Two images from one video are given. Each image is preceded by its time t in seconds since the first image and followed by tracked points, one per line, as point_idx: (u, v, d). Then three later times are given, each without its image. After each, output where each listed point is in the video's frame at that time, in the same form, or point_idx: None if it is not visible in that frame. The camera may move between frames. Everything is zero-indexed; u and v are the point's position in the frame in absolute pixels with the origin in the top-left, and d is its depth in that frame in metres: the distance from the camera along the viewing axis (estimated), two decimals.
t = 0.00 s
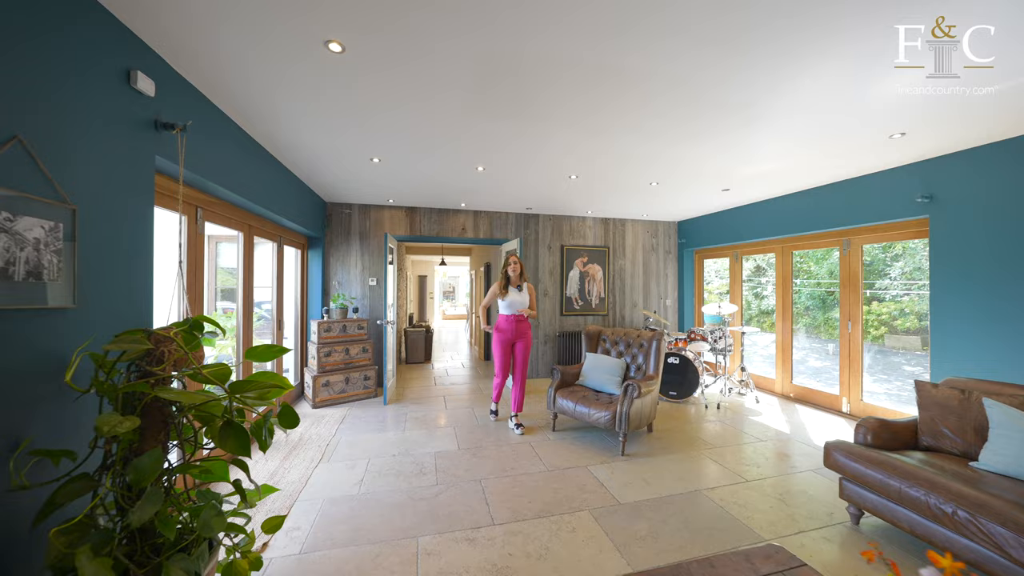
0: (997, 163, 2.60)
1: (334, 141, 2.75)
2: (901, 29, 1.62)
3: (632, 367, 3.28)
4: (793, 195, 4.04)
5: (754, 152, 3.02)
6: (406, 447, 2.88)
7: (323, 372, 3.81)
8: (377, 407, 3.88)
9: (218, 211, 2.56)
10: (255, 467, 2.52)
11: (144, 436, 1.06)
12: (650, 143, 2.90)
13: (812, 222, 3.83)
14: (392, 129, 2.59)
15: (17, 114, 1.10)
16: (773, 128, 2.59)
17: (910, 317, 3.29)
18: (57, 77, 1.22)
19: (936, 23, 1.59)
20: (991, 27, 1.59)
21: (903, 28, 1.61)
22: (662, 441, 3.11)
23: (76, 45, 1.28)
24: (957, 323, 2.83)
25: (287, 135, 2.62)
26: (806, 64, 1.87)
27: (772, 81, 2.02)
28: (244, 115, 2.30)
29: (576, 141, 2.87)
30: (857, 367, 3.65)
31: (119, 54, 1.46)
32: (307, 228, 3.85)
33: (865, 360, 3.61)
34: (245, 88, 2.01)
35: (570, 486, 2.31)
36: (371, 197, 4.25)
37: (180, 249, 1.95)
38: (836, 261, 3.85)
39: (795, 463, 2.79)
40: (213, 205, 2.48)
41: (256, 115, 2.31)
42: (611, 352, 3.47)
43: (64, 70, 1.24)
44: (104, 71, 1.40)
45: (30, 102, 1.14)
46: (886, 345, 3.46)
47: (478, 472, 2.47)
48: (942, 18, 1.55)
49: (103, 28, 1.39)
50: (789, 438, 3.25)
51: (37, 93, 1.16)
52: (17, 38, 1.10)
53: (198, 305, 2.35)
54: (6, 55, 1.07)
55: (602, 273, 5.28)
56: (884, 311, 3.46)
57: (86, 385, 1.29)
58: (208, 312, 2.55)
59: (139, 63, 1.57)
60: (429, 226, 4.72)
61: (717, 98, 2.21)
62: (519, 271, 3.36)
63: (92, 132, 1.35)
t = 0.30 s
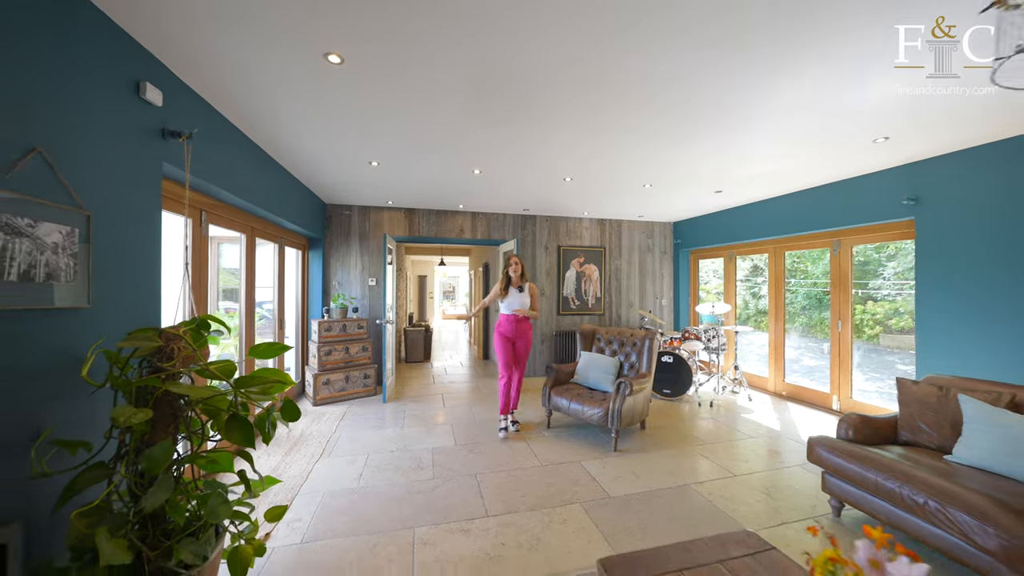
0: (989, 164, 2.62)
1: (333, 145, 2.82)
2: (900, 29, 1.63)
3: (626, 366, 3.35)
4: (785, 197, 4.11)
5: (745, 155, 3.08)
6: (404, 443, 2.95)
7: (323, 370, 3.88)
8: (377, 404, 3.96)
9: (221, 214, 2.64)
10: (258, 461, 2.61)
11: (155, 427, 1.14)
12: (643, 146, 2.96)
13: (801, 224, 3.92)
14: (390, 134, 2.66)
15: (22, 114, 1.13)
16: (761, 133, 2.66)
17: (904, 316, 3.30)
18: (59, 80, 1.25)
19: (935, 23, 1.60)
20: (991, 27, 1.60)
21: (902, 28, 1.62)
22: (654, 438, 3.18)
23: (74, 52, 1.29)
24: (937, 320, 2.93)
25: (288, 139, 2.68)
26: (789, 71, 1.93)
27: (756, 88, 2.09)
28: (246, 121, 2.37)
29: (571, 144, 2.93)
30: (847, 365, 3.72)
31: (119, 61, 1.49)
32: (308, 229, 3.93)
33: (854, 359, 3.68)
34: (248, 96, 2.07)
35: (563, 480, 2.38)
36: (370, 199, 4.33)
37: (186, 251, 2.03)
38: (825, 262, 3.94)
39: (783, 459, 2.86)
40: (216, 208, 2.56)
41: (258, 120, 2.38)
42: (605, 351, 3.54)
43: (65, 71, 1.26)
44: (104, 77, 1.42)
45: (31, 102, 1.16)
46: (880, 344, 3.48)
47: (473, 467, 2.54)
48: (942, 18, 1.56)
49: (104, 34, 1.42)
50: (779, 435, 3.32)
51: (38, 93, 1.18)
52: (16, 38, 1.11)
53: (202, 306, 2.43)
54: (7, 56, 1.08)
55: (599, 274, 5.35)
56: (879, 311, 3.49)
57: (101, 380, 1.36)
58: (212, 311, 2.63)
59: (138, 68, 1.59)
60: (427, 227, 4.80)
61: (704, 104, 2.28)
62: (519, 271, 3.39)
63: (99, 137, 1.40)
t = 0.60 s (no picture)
0: (980, 164, 2.67)
1: (333, 149, 2.92)
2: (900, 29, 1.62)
3: (617, 363, 3.44)
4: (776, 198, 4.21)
5: (732, 158, 3.17)
6: (401, 437, 3.05)
7: (323, 367, 3.98)
8: (375, 401, 4.05)
9: (224, 216, 2.75)
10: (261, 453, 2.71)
11: (164, 414, 1.23)
12: (632, 149, 3.04)
13: (790, 224, 4.04)
14: (388, 138, 2.76)
15: (28, 114, 1.20)
16: (746, 136, 2.74)
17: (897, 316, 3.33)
18: (59, 80, 1.30)
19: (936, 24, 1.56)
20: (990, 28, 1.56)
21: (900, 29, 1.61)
22: (644, 432, 3.27)
23: (74, 53, 1.35)
24: (930, 320, 2.96)
25: (289, 143, 2.78)
26: (772, 76, 1.99)
27: (742, 91, 2.15)
28: (249, 125, 2.47)
29: (563, 148, 3.02)
30: (833, 363, 3.81)
31: (119, 64, 1.54)
32: (308, 230, 4.02)
33: (840, 356, 3.77)
34: (250, 102, 2.17)
35: (553, 472, 2.47)
36: (369, 200, 4.43)
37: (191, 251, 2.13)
38: (813, 262, 4.03)
39: (768, 453, 2.96)
40: (220, 210, 2.67)
41: (261, 125, 2.47)
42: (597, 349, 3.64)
43: (64, 78, 1.31)
44: (104, 77, 1.48)
45: (31, 102, 1.21)
46: (873, 344, 3.50)
47: (467, 459, 2.63)
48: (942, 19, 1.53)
49: (104, 39, 1.48)
50: (765, 431, 3.41)
51: (37, 93, 1.22)
52: (16, 37, 1.16)
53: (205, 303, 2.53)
54: (8, 56, 1.13)
55: (594, 273, 5.44)
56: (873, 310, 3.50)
57: (114, 369, 1.46)
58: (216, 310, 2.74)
59: (138, 70, 1.65)
60: (425, 228, 4.90)
61: (688, 109, 2.37)
62: (517, 271, 3.47)
63: (104, 142, 1.48)
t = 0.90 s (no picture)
0: (954, 170, 2.79)
1: (333, 153, 3.02)
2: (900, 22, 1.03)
3: (608, 360, 3.55)
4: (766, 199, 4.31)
5: (720, 162, 3.26)
6: (398, 432, 3.15)
7: (323, 365, 4.08)
8: (375, 398, 4.16)
9: (228, 218, 2.86)
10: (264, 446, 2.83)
11: (176, 402, 1.34)
12: (622, 155, 3.14)
13: (778, 226, 4.15)
14: (386, 143, 2.87)
15: (32, 120, 1.23)
16: (731, 142, 2.83)
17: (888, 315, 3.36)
18: (75, 92, 1.38)
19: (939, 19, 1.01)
20: None
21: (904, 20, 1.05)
22: (634, 428, 3.37)
23: (82, 60, 1.40)
24: (919, 321, 2.98)
25: (290, 148, 2.87)
26: (766, 81, 2.00)
27: (738, 94, 2.14)
28: (251, 132, 2.56)
29: (555, 153, 3.12)
30: (819, 360, 3.92)
31: (119, 68, 1.57)
32: (309, 232, 4.14)
33: (826, 354, 3.88)
34: (252, 110, 2.26)
35: (543, 464, 2.57)
36: (368, 202, 4.53)
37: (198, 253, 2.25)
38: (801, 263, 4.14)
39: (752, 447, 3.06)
40: (224, 212, 2.78)
41: (263, 131, 2.57)
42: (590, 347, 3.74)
43: (64, 87, 1.33)
44: (118, 90, 1.57)
45: (50, 113, 1.29)
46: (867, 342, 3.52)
47: (461, 453, 2.73)
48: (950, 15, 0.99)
49: (103, 44, 1.50)
50: (753, 426, 3.51)
51: (60, 107, 1.32)
52: (16, 38, 1.17)
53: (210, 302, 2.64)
54: (6, 68, 1.14)
55: (589, 273, 5.54)
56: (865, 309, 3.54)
57: (130, 361, 1.57)
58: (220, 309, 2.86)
59: (138, 73, 1.68)
60: (423, 229, 5.00)
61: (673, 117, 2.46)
62: (516, 270, 3.55)
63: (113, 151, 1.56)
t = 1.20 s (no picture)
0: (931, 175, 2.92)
1: (334, 158, 3.14)
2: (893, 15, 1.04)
3: (601, 358, 3.66)
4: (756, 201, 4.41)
5: (708, 166, 3.36)
6: (397, 427, 3.26)
7: (324, 363, 4.19)
8: (374, 395, 4.27)
9: (233, 221, 2.98)
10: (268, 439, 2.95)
11: (190, 394, 1.45)
12: (614, 159, 3.24)
13: (768, 227, 4.26)
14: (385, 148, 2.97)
15: (59, 132, 1.35)
16: (718, 146, 2.93)
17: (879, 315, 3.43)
18: (94, 105, 1.49)
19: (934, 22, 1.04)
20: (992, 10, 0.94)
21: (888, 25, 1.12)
22: (626, 424, 3.48)
23: (88, 69, 1.47)
24: (918, 323, 2.99)
25: (292, 152, 2.98)
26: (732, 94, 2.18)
27: (713, 105, 2.30)
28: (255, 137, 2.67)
29: (549, 157, 3.23)
30: (807, 358, 4.03)
31: (126, 77, 1.65)
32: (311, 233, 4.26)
33: (814, 352, 3.99)
34: (256, 117, 2.37)
35: (536, 457, 2.67)
36: (368, 204, 4.65)
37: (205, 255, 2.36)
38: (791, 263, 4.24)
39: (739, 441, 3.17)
40: (230, 216, 2.89)
41: (267, 137, 2.67)
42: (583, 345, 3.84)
43: (80, 99, 1.43)
44: (132, 103, 1.68)
45: (74, 127, 1.40)
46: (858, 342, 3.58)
47: (457, 446, 2.84)
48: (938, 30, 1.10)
49: (101, 46, 1.53)
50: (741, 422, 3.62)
51: (86, 123, 1.45)
52: (19, 40, 1.21)
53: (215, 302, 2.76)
54: (30, 83, 1.25)
55: (585, 274, 5.65)
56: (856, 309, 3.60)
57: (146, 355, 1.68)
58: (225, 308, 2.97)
59: (136, 78, 1.71)
60: (422, 230, 5.11)
61: (661, 123, 2.56)
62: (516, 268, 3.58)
63: (130, 160, 1.67)
